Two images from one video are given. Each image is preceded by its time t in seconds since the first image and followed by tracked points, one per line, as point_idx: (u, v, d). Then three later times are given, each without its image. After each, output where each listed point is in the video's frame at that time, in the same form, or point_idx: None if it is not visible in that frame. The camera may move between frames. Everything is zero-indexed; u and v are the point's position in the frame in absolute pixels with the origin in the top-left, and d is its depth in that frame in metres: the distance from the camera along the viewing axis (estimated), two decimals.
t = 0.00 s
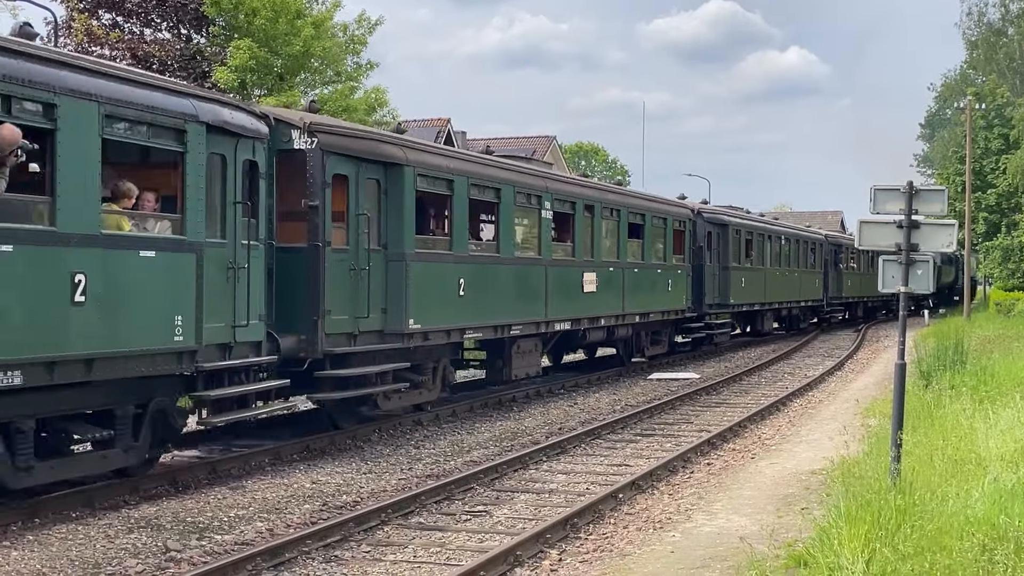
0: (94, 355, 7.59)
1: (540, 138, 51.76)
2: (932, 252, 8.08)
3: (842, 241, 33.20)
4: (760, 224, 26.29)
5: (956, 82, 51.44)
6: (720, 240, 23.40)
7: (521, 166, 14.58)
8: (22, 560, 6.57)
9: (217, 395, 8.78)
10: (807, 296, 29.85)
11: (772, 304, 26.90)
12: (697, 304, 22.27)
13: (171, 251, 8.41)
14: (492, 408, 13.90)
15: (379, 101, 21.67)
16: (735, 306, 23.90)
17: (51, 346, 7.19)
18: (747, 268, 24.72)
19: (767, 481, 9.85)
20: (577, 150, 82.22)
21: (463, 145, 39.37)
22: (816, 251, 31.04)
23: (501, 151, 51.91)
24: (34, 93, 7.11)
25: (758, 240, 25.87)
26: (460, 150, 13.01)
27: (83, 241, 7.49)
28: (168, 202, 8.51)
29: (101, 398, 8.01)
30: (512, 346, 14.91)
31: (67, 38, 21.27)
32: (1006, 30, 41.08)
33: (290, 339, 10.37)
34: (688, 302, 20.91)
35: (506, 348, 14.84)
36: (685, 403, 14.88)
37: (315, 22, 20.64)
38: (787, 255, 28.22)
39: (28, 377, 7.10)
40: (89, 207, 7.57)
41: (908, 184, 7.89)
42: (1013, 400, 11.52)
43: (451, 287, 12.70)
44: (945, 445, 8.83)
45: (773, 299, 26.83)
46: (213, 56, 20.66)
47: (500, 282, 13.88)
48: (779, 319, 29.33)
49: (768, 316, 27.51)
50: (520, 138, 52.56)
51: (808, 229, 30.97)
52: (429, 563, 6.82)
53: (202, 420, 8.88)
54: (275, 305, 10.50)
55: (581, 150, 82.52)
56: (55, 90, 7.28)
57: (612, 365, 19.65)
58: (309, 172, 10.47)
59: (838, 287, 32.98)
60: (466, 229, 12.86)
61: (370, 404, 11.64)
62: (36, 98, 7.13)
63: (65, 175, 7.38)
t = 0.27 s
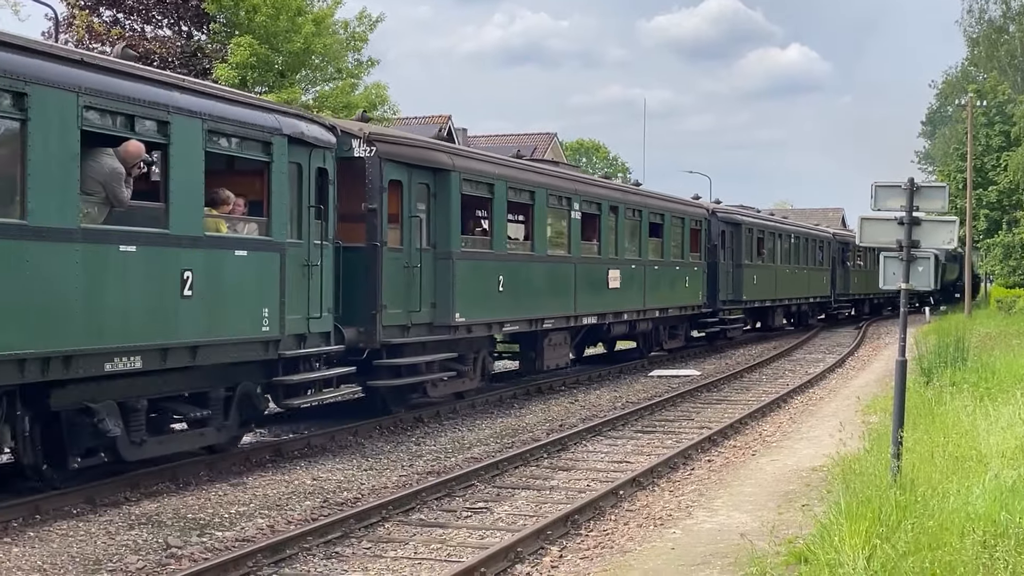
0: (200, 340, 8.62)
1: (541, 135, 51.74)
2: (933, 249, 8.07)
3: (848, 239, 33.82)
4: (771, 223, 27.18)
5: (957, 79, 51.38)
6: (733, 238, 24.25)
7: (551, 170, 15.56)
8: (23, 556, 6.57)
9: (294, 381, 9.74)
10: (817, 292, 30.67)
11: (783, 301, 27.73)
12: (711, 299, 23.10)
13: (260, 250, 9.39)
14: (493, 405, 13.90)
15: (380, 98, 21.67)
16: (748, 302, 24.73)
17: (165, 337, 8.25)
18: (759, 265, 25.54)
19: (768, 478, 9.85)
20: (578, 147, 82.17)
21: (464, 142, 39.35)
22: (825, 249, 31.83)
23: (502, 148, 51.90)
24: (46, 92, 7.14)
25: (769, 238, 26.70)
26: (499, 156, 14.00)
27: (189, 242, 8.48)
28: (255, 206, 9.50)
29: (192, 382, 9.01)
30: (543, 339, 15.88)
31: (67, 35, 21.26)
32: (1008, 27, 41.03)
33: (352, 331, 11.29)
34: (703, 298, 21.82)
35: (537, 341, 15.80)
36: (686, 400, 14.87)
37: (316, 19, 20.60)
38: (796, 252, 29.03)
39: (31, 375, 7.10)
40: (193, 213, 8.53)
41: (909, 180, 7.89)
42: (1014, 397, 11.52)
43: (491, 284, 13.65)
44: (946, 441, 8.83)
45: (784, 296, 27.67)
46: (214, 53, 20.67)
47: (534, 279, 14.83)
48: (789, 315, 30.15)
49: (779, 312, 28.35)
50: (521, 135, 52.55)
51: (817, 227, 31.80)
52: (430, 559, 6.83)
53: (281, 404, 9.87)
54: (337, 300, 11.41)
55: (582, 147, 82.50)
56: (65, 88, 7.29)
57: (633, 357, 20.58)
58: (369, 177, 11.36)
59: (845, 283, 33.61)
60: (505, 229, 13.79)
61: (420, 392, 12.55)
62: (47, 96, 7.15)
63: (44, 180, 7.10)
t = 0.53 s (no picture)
0: (237, 335, 9.09)
1: (541, 131, 51.73)
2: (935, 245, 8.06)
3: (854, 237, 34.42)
4: (781, 220, 27.79)
5: (958, 76, 51.32)
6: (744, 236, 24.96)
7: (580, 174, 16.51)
8: (24, 552, 6.57)
9: (359, 367, 10.80)
10: (825, 289, 31.43)
11: (793, 297, 28.49)
12: (724, 295, 23.85)
13: (331, 249, 10.45)
14: (494, 402, 13.89)
15: (380, 94, 21.66)
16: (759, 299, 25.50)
17: (253, 327, 9.28)
18: (770, 263, 26.27)
19: (769, 475, 9.85)
20: (579, 144, 82.07)
21: (465, 138, 39.31)
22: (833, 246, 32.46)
23: (503, 144, 51.90)
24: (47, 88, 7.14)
25: (779, 236, 27.39)
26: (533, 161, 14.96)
27: (276, 242, 9.57)
28: (327, 210, 10.52)
29: (271, 367, 10.00)
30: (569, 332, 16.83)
31: (68, 31, 21.25)
32: (1009, 23, 40.99)
33: (404, 323, 12.36)
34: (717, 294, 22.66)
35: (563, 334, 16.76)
36: (687, 397, 14.87)
37: (317, 15, 20.54)
38: (806, 250, 29.71)
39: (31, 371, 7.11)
40: (278, 216, 9.59)
41: (911, 177, 7.88)
42: (1014, 394, 11.51)
43: (526, 280, 14.59)
44: (947, 438, 8.83)
45: (794, 293, 28.39)
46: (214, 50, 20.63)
47: (563, 275, 15.81)
48: (797, 312, 30.90)
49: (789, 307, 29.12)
50: (522, 132, 52.55)
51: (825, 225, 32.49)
52: (431, 556, 6.83)
53: (349, 388, 10.93)
54: (393, 295, 12.46)
55: (582, 144, 82.45)
56: (65, 84, 7.29)
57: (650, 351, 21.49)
58: (418, 182, 12.54)
59: (852, 281, 34.20)
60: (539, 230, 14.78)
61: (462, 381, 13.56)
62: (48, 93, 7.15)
63: (160, 198, 8.17)
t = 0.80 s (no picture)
0: (312, 326, 10.09)
1: (542, 127, 51.72)
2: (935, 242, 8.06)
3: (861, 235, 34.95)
4: (791, 219, 28.51)
5: (960, 72, 51.21)
6: (756, 234, 25.62)
7: (605, 176, 17.49)
8: (24, 548, 6.57)
9: (417, 355, 11.87)
10: (834, 286, 32.09)
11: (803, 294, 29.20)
12: (737, 291, 24.50)
13: (390, 249, 11.43)
14: (494, 399, 13.87)
15: (382, 91, 21.65)
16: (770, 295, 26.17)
17: (326, 319, 10.27)
18: (782, 260, 26.97)
19: (770, 471, 9.85)
20: (580, 141, 82.01)
21: (465, 135, 39.27)
22: (841, 244, 33.01)
23: (504, 140, 51.88)
24: (54, 87, 7.21)
25: (791, 234, 28.02)
26: (564, 165, 15.96)
27: (346, 242, 10.60)
28: (386, 212, 11.50)
29: (335, 356, 10.98)
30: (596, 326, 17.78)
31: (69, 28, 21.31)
32: (1010, 20, 40.96)
33: (450, 318, 13.20)
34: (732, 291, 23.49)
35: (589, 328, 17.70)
36: (688, 394, 14.86)
37: (317, 11, 20.46)
38: (815, 247, 30.35)
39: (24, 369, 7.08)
40: (347, 218, 10.59)
41: (912, 173, 7.86)
42: (1016, 391, 11.50)
43: (557, 277, 15.54)
44: (948, 435, 8.81)
45: (804, 289, 29.06)
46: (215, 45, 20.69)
47: (591, 272, 16.76)
48: (806, 308, 31.59)
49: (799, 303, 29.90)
50: (522, 129, 52.55)
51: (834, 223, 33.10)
52: (432, 553, 6.83)
53: (407, 374, 11.98)
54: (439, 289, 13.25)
55: (583, 140, 82.40)
56: (73, 84, 7.37)
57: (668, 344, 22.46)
58: (462, 185, 13.36)
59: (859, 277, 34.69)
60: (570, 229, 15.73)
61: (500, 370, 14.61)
62: (58, 92, 7.24)
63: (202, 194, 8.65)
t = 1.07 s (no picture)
0: (376, 318, 11.05)
1: (542, 124, 51.69)
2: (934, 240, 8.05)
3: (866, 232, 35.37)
4: (800, 218, 29.09)
5: (960, 69, 51.16)
6: (766, 232, 26.16)
7: (626, 178, 18.48)
8: (24, 545, 6.57)
9: (462, 345, 12.77)
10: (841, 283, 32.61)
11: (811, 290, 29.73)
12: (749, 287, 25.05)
13: (442, 248, 12.39)
14: (495, 396, 13.86)
15: (382, 87, 21.64)
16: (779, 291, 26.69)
17: (389, 312, 11.25)
18: (791, 257, 27.52)
19: (770, 468, 9.85)
20: (581, 137, 81.93)
21: (466, 131, 39.23)
22: (848, 241, 33.43)
23: (504, 137, 51.87)
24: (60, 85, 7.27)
25: (800, 231, 28.51)
26: (590, 168, 16.96)
27: (403, 241, 11.53)
28: (438, 214, 12.43)
29: (392, 346, 11.92)
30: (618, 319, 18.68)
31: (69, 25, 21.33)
32: (1011, 17, 40.93)
33: (489, 311, 14.04)
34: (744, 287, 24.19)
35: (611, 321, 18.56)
36: (688, 391, 14.86)
37: (317, 8, 20.43)
38: (823, 245, 30.84)
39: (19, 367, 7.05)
40: (407, 220, 11.58)
41: (913, 171, 7.86)
42: (1016, 388, 11.51)
43: (584, 273, 16.48)
44: (948, 432, 8.81)
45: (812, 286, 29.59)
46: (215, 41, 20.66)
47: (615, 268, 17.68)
48: (814, 304, 32.15)
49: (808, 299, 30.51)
50: (523, 125, 52.53)
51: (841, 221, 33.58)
52: (432, 549, 6.83)
53: (453, 362, 12.91)
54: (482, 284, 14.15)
55: (583, 137, 82.33)
56: (79, 81, 7.43)
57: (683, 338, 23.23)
58: (500, 187, 14.28)
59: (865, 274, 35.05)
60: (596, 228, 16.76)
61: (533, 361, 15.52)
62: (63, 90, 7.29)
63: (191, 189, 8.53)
